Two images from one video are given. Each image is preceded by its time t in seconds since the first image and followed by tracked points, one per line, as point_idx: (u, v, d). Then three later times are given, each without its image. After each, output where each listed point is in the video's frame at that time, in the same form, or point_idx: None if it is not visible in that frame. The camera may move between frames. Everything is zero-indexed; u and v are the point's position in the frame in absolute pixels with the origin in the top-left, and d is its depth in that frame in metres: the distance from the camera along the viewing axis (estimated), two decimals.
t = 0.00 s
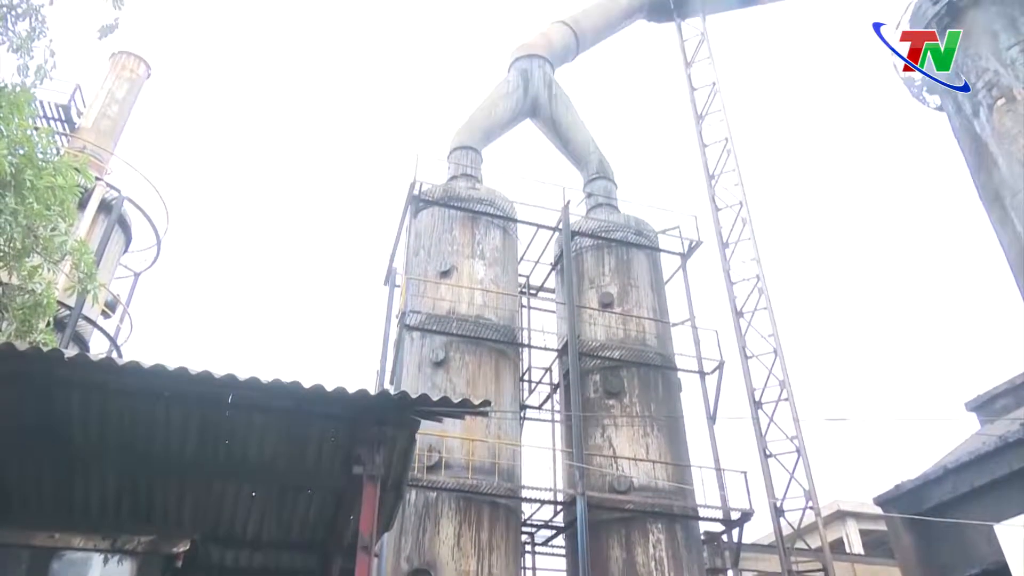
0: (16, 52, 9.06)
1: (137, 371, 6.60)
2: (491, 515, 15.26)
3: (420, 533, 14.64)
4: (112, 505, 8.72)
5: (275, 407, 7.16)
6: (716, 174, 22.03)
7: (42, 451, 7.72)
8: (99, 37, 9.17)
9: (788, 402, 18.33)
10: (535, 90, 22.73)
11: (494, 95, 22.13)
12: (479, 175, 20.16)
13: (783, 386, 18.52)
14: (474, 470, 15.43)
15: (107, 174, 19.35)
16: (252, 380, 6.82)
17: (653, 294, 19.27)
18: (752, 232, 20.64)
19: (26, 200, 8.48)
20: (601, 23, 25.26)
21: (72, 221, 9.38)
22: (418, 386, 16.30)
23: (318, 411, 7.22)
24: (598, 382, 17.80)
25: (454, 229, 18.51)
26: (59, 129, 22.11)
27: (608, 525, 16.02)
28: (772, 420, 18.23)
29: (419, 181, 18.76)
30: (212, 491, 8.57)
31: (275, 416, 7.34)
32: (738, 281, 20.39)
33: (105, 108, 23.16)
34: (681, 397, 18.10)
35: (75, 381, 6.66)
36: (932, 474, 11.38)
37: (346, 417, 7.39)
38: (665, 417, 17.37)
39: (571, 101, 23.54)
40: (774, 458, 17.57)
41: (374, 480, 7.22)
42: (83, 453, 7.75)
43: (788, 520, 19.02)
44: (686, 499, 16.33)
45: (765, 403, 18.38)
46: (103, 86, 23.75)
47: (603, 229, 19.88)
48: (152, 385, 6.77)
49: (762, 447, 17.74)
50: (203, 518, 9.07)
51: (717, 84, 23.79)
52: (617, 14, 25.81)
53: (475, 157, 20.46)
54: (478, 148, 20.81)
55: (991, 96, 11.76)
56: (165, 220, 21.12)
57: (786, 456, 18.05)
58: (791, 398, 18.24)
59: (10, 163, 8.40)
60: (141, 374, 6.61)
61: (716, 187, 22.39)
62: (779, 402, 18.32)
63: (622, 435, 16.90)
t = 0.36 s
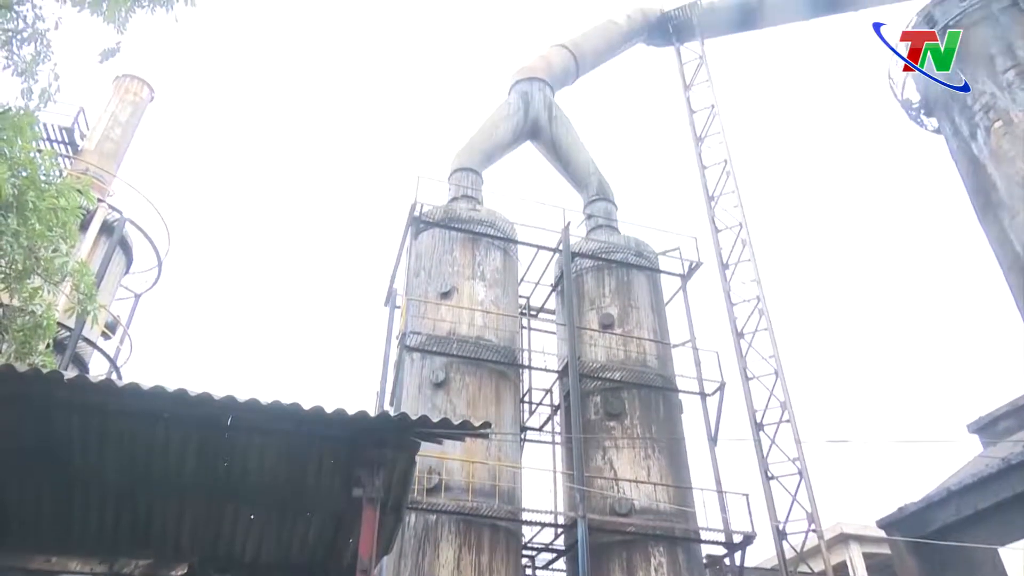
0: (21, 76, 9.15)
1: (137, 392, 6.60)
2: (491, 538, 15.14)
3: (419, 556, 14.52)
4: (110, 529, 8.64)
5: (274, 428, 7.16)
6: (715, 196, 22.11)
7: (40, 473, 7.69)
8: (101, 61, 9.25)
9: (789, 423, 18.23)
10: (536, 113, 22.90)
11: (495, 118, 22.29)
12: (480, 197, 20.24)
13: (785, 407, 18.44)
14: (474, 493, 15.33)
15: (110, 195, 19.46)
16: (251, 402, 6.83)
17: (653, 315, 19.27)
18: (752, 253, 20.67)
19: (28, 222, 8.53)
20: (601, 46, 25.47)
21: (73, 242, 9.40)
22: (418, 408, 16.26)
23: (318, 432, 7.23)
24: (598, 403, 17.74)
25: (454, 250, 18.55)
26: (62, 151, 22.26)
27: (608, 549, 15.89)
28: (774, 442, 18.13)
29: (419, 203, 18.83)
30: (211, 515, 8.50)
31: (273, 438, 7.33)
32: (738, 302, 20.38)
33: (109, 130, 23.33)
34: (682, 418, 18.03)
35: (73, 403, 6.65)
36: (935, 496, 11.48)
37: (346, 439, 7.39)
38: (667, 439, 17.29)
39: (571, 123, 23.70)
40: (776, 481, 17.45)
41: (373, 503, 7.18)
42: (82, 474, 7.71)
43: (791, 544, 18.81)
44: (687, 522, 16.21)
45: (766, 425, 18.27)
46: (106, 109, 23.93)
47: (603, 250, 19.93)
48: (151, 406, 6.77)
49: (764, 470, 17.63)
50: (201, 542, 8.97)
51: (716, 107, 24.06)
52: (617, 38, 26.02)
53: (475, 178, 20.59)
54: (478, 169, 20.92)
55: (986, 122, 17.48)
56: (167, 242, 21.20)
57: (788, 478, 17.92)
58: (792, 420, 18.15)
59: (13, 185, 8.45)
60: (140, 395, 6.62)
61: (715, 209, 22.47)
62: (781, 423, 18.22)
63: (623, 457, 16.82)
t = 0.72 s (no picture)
0: (24, 91, 9.20)
1: (138, 406, 6.63)
2: (492, 553, 15.04)
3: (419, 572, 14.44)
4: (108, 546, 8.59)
5: (274, 442, 7.16)
6: (715, 210, 22.16)
7: (38, 488, 7.67)
8: (104, 76, 9.31)
9: (791, 438, 18.17)
10: (536, 127, 22.99)
11: (495, 132, 22.38)
12: (480, 211, 20.29)
13: (787, 421, 18.38)
14: (475, 507, 15.26)
15: (112, 210, 19.54)
16: (252, 416, 6.84)
17: (654, 328, 19.26)
18: (752, 267, 20.70)
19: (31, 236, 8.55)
20: (601, 61, 25.58)
21: (74, 256, 9.40)
22: (419, 422, 16.22)
23: (319, 446, 7.23)
24: (599, 418, 17.70)
25: (455, 264, 18.58)
26: (64, 166, 22.36)
27: (609, 565, 15.78)
28: (776, 456, 18.06)
29: (420, 217, 18.86)
30: (209, 532, 8.45)
31: (273, 452, 7.32)
32: (738, 316, 20.37)
33: (111, 145, 23.44)
34: (683, 433, 17.98)
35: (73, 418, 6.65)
36: (939, 511, 11.48)
37: (347, 453, 7.38)
38: (668, 453, 17.23)
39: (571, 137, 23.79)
40: (778, 496, 17.37)
41: (373, 518, 7.15)
42: (80, 489, 7.69)
43: (794, 559, 18.69)
44: (689, 537, 16.11)
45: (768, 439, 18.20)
46: (109, 124, 24.05)
47: (603, 264, 19.95)
48: (152, 421, 6.78)
49: (766, 485, 17.54)
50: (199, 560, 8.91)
51: (716, 121, 24.14)
52: (617, 53, 26.14)
53: (476, 193, 20.65)
54: (479, 184, 20.98)
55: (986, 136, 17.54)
56: (168, 256, 21.24)
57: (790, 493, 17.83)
58: (794, 434, 18.10)
59: (15, 199, 8.49)
60: (141, 409, 6.63)
61: (715, 223, 22.50)
62: (783, 437, 18.16)
63: (624, 471, 16.75)
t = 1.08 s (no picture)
0: (26, 101, 9.23)
1: (138, 414, 6.62)
2: (492, 564, 14.97)
3: None
4: (105, 557, 8.54)
5: (274, 452, 7.16)
6: (716, 220, 22.20)
7: (36, 497, 7.64)
8: (108, 87, 9.36)
9: (792, 447, 18.12)
10: (536, 137, 23.04)
11: (495, 142, 22.43)
12: (481, 220, 20.31)
13: (788, 431, 18.34)
14: (475, 518, 15.21)
15: (113, 219, 19.59)
16: (252, 426, 6.85)
17: (655, 338, 19.24)
18: (753, 276, 20.72)
19: (32, 246, 8.56)
20: (601, 71, 25.66)
21: (75, 266, 9.40)
22: (419, 432, 16.19)
23: (319, 455, 7.23)
24: (599, 427, 17.65)
25: (455, 273, 18.58)
26: (65, 175, 22.40)
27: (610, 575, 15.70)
28: (777, 466, 18.01)
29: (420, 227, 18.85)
30: (207, 542, 8.41)
31: (273, 462, 7.32)
32: (739, 326, 20.36)
33: (112, 155, 23.49)
34: (684, 442, 17.93)
35: (72, 427, 6.65)
36: (941, 521, 11.47)
37: (346, 463, 7.37)
38: (669, 463, 17.17)
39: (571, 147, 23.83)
40: (779, 506, 17.31)
41: (373, 528, 7.14)
42: (79, 498, 7.66)
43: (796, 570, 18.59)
44: (690, 547, 16.03)
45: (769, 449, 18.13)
46: (110, 134, 24.11)
47: (603, 273, 19.96)
48: (151, 430, 6.77)
49: (767, 495, 17.48)
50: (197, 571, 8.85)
51: (716, 131, 24.23)
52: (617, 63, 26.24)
53: (476, 203, 20.67)
54: (479, 193, 21.00)
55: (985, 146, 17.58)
56: (168, 265, 21.27)
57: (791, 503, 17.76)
58: (795, 444, 18.05)
59: (16, 210, 8.45)
60: (141, 419, 6.63)
61: (715, 233, 22.54)
62: (784, 447, 18.10)
63: (625, 481, 16.71)
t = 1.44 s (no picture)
0: (28, 111, 9.26)
1: (138, 423, 6.63)
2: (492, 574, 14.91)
3: None
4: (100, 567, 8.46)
5: (274, 461, 7.16)
6: (716, 228, 22.24)
7: (34, 505, 7.60)
8: (110, 97, 9.41)
9: (793, 457, 18.09)
10: (536, 146, 23.08)
11: (495, 150, 22.47)
12: (481, 229, 20.33)
13: (788, 441, 18.32)
14: (475, 527, 15.16)
15: (114, 228, 19.62)
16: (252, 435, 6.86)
17: (655, 347, 19.23)
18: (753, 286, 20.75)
19: (32, 255, 8.57)
20: (601, 80, 25.74)
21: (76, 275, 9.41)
22: (418, 441, 16.16)
23: (319, 464, 7.23)
24: (599, 436, 17.61)
25: (455, 282, 18.58)
26: (66, 184, 22.43)
27: None
28: (778, 475, 17.97)
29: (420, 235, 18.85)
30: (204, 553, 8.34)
31: (272, 470, 7.32)
32: (739, 334, 20.37)
33: (113, 164, 23.52)
34: (684, 451, 17.89)
35: (71, 435, 6.65)
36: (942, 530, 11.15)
37: (346, 472, 7.38)
38: (669, 472, 17.14)
39: (571, 156, 23.87)
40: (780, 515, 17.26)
41: (372, 539, 7.14)
42: (77, 506, 7.62)
43: None
44: (690, 557, 15.97)
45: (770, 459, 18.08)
46: (111, 143, 24.16)
47: (603, 282, 19.97)
48: (151, 438, 6.77)
49: (767, 504, 17.45)
50: None
51: (715, 140, 24.29)
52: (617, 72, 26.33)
53: (476, 211, 20.70)
54: (479, 202, 21.03)
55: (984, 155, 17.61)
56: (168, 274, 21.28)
57: (792, 513, 17.71)
58: (795, 453, 18.03)
59: (17, 218, 8.45)
60: (141, 427, 6.64)
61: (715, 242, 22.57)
62: (785, 457, 18.05)
63: (625, 491, 16.66)
